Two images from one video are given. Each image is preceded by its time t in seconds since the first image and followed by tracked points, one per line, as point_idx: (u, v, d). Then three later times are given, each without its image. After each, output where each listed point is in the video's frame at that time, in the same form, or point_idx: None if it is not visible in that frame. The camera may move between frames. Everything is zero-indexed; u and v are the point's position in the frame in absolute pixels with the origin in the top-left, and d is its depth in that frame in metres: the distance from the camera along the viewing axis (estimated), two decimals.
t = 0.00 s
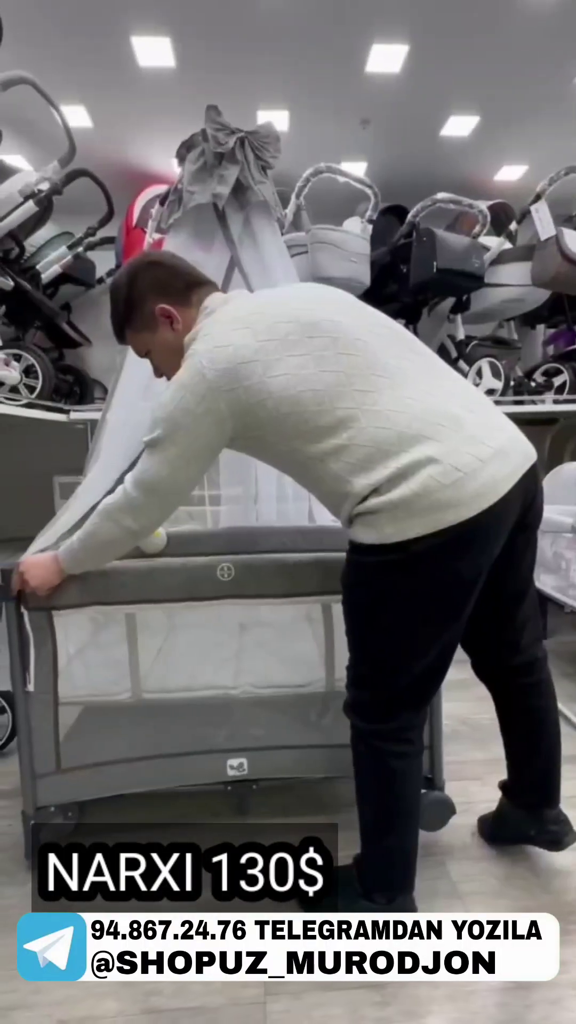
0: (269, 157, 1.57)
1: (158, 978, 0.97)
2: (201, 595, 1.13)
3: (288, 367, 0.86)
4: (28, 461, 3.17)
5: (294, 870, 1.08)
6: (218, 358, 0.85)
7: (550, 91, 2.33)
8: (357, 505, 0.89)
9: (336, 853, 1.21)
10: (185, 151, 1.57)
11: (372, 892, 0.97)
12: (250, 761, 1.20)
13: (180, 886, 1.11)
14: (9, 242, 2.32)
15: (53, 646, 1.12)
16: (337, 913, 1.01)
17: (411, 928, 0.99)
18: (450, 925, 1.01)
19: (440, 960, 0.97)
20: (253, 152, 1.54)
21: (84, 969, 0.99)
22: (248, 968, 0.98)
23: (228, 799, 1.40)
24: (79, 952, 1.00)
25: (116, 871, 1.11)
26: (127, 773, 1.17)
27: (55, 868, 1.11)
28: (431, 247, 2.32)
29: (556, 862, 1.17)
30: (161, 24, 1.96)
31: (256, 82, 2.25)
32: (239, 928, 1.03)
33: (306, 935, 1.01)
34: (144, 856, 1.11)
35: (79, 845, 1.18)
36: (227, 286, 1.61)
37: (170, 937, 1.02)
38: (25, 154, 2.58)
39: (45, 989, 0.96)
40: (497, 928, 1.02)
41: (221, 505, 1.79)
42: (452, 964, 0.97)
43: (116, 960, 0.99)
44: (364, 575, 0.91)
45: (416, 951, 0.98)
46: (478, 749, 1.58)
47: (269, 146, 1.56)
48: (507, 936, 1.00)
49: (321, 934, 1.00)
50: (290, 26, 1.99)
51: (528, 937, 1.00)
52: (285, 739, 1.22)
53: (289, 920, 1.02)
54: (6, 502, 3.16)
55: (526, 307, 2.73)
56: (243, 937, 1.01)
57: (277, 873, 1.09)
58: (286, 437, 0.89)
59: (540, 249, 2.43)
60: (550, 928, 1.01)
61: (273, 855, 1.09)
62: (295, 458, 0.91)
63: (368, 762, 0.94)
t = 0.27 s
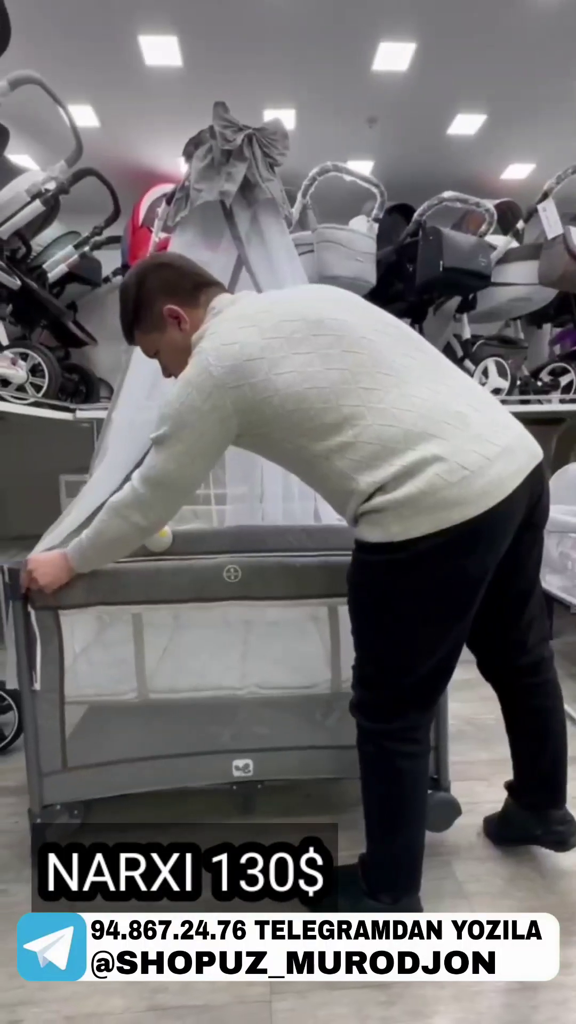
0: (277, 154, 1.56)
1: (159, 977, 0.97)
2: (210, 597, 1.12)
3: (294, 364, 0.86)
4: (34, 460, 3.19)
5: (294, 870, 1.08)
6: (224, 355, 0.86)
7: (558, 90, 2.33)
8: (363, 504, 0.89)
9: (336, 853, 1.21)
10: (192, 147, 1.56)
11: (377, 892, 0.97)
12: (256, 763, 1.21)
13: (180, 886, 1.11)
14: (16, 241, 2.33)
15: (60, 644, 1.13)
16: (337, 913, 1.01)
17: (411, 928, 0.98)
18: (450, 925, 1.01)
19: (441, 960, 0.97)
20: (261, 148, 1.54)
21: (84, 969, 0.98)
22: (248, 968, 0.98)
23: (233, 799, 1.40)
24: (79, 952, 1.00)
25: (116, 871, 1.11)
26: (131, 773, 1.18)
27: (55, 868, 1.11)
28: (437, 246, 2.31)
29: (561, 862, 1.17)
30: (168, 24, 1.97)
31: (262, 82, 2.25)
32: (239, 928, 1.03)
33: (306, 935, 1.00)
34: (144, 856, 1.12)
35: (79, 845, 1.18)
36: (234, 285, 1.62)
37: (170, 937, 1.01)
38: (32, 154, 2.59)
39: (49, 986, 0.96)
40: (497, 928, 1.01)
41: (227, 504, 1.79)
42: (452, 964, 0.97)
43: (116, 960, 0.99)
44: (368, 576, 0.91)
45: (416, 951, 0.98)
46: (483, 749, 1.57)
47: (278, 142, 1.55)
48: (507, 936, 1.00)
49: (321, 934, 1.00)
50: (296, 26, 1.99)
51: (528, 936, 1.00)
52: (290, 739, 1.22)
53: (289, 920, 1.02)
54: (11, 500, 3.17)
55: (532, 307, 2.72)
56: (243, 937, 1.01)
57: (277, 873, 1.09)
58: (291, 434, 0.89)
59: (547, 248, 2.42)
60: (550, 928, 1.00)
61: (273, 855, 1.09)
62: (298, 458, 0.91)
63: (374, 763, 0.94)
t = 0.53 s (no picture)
0: (282, 151, 1.56)
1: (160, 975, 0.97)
2: (211, 597, 1.12)
3: (295, 366, 0.86)
4: (38, 459, 3.19)
5: (294, 870, 1.09)
6: (226, 357, 0.86)
7: (564, 90, 2.32)
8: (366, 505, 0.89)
9: (336, 853, 1.21)
10: (196, 145, 1.56)
11: (381, 892, 0.97)
12: (258, 762, 1.21)
13: (180, 886, 1.12)
14: (21, 240, 2.34)
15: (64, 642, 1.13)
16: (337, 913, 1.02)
17: (411, 928, 0.98)
18: (450, 925, 1.01)
19: (440, 960, 0.97)
20: (266, 145, 1.54)
21: (84, 969, 0.98)
22: (248, 968, 0.98)
23: (235, 798, 1.40)
24: (79, 952, 1.00)
25: (117, 871, 1.12)
26: (133, 770, 1.19)
27: (55, 868, 1.12)
28: (442, 245, 2.31)
29: (563, 863, 1.17)
30: (173, 23, 1.97)
31: (267, 81, 2.25)
32: (239, 928, 1.03)
33: (306, 935, 1.01)
34: (144, 856, 1.12)
35: (79, 845, 1.18)
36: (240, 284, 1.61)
37: (170, 937, 1.01)
38: (37, 153, 2.60)
39: (51, 984, 0.96)
40: (497, 928, 1.01)
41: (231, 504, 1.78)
42: (452, 964, 0.97)
43: (116, 960, 0.99)
44: (373, 576, 0.91)
45: (416, 951, 0.98)
46: (486, 749, 1.57)
47: (283, 138, 1.56)
48: (507, 936, 1.00)
49: (321, 934, 1.00)
50: (302, 25, 1.98)
51: (528, 937, 1.00)
52: (293, 739, 1.23)
53: (289, 920, 1.02)
54: (15, 498, 3.18)
55: (537, 306, 2.71)
56: (243, 937, 1.01)
57: (277, 873, 1.10)
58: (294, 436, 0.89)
59: (552, 247, 2.42)
60: (550, 928, 1.00)
61: (273, 855, 1.10)
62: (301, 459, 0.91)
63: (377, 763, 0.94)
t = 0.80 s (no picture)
0: (284, 157, 1.56)
1: (160, 975, 0.97)
2: (213, 596, 1.13)
3: (291, 364, 0.87)
4: (39, 458, 3.19)
5: (294, 870, 1.09)
6: (225, 356, 0.87)
7: (567, 90, 2.32)
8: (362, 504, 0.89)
9: (337, 853, 1.21)
10: (200, 150, 1.55)
11: (383, 892, 0.97)
12: (260, 759, 1.20)
13: (180, 886, 1.12)
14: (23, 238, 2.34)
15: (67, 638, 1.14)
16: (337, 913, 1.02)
17: (411, 928, 0.98)
18: (450, 925, 1.01)
19: (440, 960, 0.97)
20: (269, 151, 1.54)
21: (84, 969, 0.98)
22: (248, 968, 0.98)
23: (238, 794, 1.41)
24: (80, 952, 1.00)
25: (117, 871, 1.12)
26: (139, 763, 1.18)
27: (55, 868, 1.12)
28: (445, 245, 2.31)
29: (563, 863, 1.17)
30: (177, 23, 1.97)
31: (271, 81, 2.25)
32: (239, 928, 1.03)
33: (306, 935, 1.01)
34: (144, 856, 1.12)
35: (79, 845, 1.18)
36: (242, 286, 1.60)
37: (170, 937, 1.01)
38: (40, 153, 2.60)
39: (52, 983, 0.96)
40: (497, 928, 1.01)
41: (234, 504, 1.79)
42: (452, 964, 0.97)
43: (116, 960, 0.99)
44: (370, 574, 0.91)
45: (416, 951, 0.98)
46: (487, 749, 1.57)
47: (285, 145, 1.55)
48: (507, 936, 1.00)
49: (321, 934, 1.00)
50: (305, 24, 1.98)
51: (528, 936, 1.00)
52: (294, 739, 1.22)
53: (289, 920, 1.03)
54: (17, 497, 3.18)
55: (539, 306, 2.71)
56: (243, 937, 1.01)
57: (277, 873, 1.10)
58: (289, 432, 0.89)
59: (555, 247, 2.41)
60: (550, 928, 1.00)
61: (273, 855, 1.10)
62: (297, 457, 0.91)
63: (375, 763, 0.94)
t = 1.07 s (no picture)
0: (287, 160, 1.55)
1: (160, 975, 0.97)
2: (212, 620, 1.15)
3: (279, 377, 0.87)
4: (40, 457, 3.19)
5: (294, 870, 1.09)
6: (217, 370, 0.87)
7: (568, 90, 2.32)
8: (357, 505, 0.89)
9: (337, 853, 1.21)
10: (205, 152, 1.55)
11: (381, 891, 0.97)
12: (261, 759, 1.21)
13: (180, 886, 1.12)
14: (23, 238, 2.34)
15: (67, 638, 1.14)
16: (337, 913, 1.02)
17: (411, 928, 0.98)
18: (450, 925, 1.01)
19: (440, 960, 0.97)
20: (273, 154, 1.53)
21: (84, 969, 0.98)
22: (248, 968, 0.98)
23: (241, 791, 1.41)
24: (79, 952, 1.00)
25: (116, 871, 1.12)
26: (139, 759, 1.19)
27: (55, 868, 1.12)
28: (445, 245, 2.30)
29: (563, 863, 1.17)
30: (178, 22, 1.97)
31: (272, 81, 2.25)
32: (239, 928, 1.03)
33: (307, 935, 1.01)
34: (144, 856, 1.12)
35: (79, 844, 1.19)
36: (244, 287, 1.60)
37: (170, 937, 1.01)
38: (41, 152, 2.60)
39: (52, 983, 0.96)
40: (497, 928, 1.01)
41: (234, 504, 1.80)
42: (452, 964, 0.97)
43: (116, 960, 0.99)
44: (366, 573, 0.91)
45: (416, 951, 0.98)
46: (487, 749, 1.57)
47: (288, 148, 1.55)
48: (507, 937, 1.00)
49: (321, 934, 1.00)
50: (306, 23, 1.98)
51: (528, 937, 1.00)
52: (295, 738, 1.22)
53: (289, 921, 1.03)
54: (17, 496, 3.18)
55: (540, 306, 2.71)
56: (243, 937, 1.01)
57: (277, 873, 1.10)
58: (280, 441, 0.88)
59: (555, 248, 2.41)
60: (550, 928, 1.00)
61: (273, 855, 1.10)
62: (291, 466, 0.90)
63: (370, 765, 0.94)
